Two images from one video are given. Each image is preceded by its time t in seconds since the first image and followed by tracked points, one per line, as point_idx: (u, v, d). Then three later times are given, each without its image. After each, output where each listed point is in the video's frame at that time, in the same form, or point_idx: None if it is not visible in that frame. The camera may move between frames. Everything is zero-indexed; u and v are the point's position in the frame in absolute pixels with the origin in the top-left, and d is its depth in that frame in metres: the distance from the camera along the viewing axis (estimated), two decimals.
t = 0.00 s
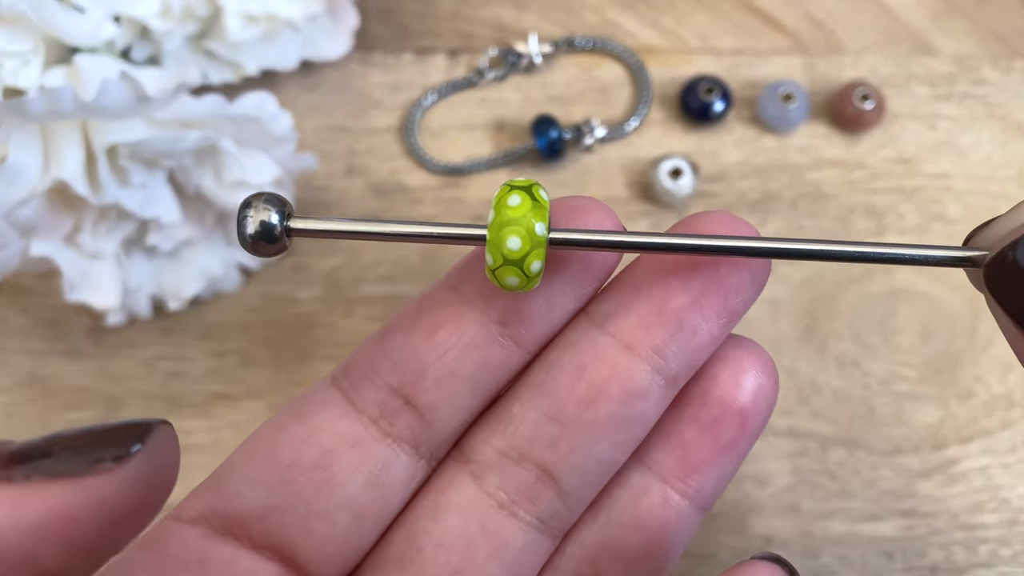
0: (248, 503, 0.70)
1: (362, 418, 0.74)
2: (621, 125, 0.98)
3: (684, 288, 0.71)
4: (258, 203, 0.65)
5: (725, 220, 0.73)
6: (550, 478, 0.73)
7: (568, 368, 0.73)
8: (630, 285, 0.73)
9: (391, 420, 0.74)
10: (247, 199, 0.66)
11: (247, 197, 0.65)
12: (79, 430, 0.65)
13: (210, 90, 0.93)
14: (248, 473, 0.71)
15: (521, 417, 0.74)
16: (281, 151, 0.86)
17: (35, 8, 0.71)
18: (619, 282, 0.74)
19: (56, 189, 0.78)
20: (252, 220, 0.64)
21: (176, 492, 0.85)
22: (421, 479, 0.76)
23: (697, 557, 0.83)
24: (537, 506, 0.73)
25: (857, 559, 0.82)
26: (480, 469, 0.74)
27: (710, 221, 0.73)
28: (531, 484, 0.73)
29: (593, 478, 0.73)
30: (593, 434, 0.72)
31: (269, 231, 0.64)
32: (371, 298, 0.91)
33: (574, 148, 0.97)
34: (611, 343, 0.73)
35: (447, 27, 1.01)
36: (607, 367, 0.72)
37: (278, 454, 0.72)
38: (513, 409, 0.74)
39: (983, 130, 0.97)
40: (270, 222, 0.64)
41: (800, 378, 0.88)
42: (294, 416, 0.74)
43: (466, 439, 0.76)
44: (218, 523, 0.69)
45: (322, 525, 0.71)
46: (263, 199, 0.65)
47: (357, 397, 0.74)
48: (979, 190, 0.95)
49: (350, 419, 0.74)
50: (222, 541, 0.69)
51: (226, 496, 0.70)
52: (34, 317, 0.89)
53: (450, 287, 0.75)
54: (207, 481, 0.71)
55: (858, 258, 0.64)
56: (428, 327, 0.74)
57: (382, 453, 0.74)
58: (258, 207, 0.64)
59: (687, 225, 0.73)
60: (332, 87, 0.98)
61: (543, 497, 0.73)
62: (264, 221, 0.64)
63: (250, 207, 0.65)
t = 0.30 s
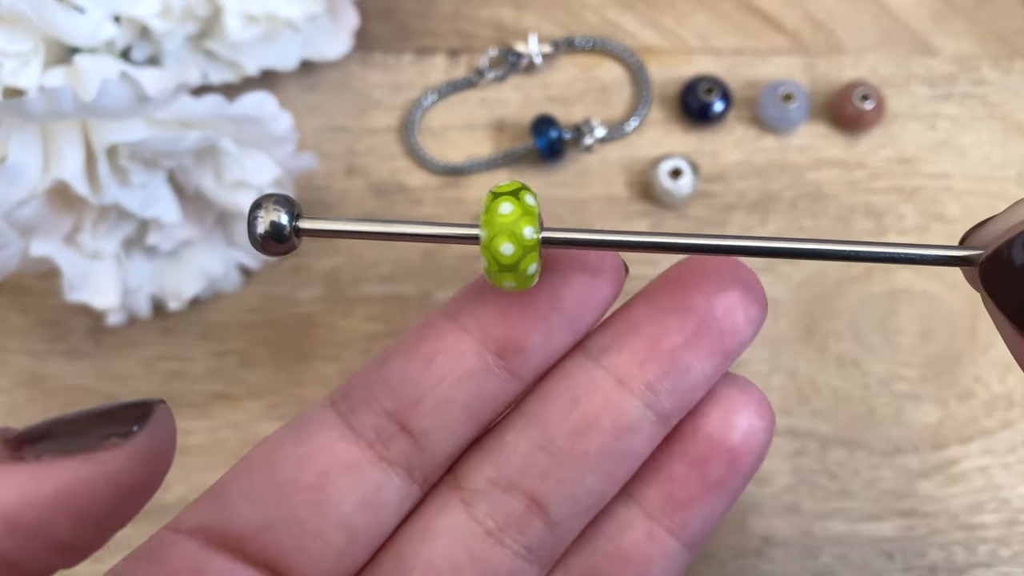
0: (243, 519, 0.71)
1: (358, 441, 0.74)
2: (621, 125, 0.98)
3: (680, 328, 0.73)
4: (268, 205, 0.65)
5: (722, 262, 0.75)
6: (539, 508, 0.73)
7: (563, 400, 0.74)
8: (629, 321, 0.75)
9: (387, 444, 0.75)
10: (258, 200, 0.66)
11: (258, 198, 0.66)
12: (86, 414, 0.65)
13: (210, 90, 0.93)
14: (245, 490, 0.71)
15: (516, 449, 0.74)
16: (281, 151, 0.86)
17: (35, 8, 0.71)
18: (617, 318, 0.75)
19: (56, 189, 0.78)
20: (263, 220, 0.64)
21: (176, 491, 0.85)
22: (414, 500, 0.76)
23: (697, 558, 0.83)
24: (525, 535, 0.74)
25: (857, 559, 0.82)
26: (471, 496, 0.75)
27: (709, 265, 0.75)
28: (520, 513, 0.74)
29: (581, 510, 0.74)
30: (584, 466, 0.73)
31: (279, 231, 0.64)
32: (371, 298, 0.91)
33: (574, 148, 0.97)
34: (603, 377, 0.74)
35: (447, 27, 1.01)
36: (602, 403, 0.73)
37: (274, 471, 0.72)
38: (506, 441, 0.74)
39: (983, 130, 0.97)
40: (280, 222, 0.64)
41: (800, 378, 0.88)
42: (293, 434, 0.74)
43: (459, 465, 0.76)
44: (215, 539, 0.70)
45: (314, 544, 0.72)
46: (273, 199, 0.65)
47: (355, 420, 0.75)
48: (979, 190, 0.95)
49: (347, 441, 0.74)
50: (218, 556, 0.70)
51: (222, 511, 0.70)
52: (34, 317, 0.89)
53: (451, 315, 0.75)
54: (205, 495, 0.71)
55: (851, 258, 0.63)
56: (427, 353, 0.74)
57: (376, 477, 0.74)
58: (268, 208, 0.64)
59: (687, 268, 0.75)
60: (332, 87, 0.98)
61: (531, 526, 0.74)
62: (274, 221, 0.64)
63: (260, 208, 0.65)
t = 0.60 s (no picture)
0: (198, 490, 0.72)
1: (297, 408, 0.78)
2: (621, 125, 0.98)
3: (560, 311, 0.83)
4: (307, 204, 0.64)
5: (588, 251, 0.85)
6: (455, 463, 0.81)
7: (473, 371, 0.83)
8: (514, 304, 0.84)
9: (325, 408, 0.78)
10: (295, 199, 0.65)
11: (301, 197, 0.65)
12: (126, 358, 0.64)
13: (210, 90, 0.93)
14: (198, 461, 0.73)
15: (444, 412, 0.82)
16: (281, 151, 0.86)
17: (36, 9, 0.71)
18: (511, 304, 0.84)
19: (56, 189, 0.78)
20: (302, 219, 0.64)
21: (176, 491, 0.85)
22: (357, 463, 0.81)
23: (697, 557, 0.83)
24: (446, 489, 0.81)
25: (857, 559, 0.82)
26: (401, 459, 0.81)
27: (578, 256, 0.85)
28: (442, 470, 0.81)
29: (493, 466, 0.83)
30: (489, 424, 0.82)
31: (317, 231, 0.64)
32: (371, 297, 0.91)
33: (574, 148, 0.98)
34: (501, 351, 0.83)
35: (447, 27, 1.01)
36: (505, 374, 0.83)
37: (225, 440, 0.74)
38: (426, 408, 0.82)
39: (982, 130, 0.97)
40: (318, 222, 0.64)
41: (800, 378, 0.88)
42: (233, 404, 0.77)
43: (390, 431, 0.82)
44: (176, 518, 0.69)
45: (274, 506, 0.73)
46: (311, 199, 0.64)
47: (292, 390, 0.78)
48: (979, 190, 0.95)
49: (289, 409, 0.77)
50: (182, 535, 0.69)
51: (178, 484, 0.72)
52: (34, 317, 0.89)
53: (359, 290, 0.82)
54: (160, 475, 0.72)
55: (869, 257, 0.60)
56: (352, 324, 0.80)
57: (318, 439, 0.77)
58: (306, 208, 0.64)
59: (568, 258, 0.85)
60: (331, 87, 0.98)
61: (449, 481, 0.81)
62: (313, 221, 0.64)
63: (298, 207, 0.64)
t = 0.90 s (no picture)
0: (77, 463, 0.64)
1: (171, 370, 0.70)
2: (621, 126, 0.98)
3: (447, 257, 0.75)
4: (354, 204, 0.69)
5: (473, 200, 0.84)
6: (345, 419, 0.74)
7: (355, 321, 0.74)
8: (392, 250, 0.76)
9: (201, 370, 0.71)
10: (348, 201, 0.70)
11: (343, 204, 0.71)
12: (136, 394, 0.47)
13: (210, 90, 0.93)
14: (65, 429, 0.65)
15: (322, 364, 0.73)
16: (282, 150, 0.86)
17: (36, 9, 0.71)
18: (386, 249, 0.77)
19: (58, 189, 0.79)
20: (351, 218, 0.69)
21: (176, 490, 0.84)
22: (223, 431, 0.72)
23: (697, 557, 0.82)
24: (334, 445, 0.74)
25: (857, 559, 0.82)
26: (284, 417, 0.73)
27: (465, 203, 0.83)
28: (329, 427, 0.74)
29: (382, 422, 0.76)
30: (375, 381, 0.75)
31: (363, 227, 0.69)
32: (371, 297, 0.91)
33: (574, 148, 0.98)
34: (365, 300, 0.75)
35: (447, 28, 1.01)
36: (391, 323, 0.75)
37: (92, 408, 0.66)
38: (308, 362, 0.73)
39: (982, 130, 0.98)
40: (363, 219, 0.69)
41: (799, 378, 0.88)
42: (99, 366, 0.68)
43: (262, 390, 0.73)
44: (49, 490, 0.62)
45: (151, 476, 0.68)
46: (359, 199, 0.69)
47: (165, 350, 0.70)
48: (979, 190, 0.95)
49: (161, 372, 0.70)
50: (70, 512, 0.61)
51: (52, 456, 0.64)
52: (35, 317, 0.89)
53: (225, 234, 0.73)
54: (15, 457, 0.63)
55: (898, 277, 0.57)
56: (233, 276, 0.71)
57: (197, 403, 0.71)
58: (354, 208, 0.69)
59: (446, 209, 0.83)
60: (332, 87, 0.98)
61: (336, 438, 0.74)
62: (359, 219, 0.68)
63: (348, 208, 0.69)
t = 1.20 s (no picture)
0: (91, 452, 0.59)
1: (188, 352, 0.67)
2: (621, 126, 0.98)
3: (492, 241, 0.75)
4: (352, 194, 0.71)
5: (513, 184, 0.79)
6: (381, 409, 0.72)
7: (396, 313, 0.73)
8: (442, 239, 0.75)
9: (219, 350, 0.69)
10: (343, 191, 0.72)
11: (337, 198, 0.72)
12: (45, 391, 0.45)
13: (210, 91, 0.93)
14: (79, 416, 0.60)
15: (357, 353, 0.72)
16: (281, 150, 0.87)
17: (36, 9, 0.71)
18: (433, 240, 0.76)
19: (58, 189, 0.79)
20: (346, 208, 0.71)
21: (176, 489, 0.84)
22: (252, 425, 0.69)
23: (697, 557, 0.82)
24: (370, 437, 0.72)
25: (857, 559, 0.82)
26: (316, 407, 0.70)
27: (503, 188, 0.79)
28: (364, 417, 0.72)
29: (420, 412, 0.74)
30: (416, 369, 0.73)
31: (360, 217, 0.71)
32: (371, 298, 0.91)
33: (574, 148, 0.98)
34: (404, 291, 0.74)
35: (448, 28, 1.02)
36: (435, 312, 0.74)
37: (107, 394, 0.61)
38: (341, 351, 0.72)
39: (981, 130, 0.98)
40: (360, 209, 0.71)
41: (799, 378, 0.88)
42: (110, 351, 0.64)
43: (295, 380, 0.71)
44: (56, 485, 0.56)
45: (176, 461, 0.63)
46: (354, 190, 0.71)
47: (182, 334, 0.67)
48: (979, 190, 0.95)
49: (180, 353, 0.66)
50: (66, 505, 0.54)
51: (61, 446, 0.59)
52: (35, 317, 0.89)
53: (240, 216, 0.71)
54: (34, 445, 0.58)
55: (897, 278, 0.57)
56: (245, 255, 0.70)
57: (216, 384, 0.68)
58: (349, 198, 0.71)
59: (484, 190, 0.79)
60: (332, 87, 0.98)
61: (370, 428, 0.72)
62: (356, 210, 0.71)
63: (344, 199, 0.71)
